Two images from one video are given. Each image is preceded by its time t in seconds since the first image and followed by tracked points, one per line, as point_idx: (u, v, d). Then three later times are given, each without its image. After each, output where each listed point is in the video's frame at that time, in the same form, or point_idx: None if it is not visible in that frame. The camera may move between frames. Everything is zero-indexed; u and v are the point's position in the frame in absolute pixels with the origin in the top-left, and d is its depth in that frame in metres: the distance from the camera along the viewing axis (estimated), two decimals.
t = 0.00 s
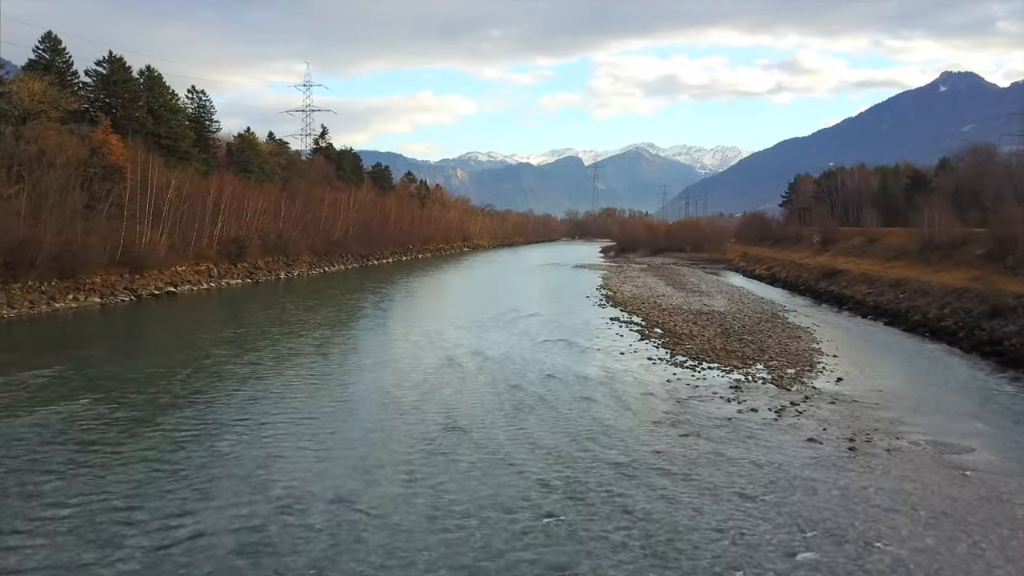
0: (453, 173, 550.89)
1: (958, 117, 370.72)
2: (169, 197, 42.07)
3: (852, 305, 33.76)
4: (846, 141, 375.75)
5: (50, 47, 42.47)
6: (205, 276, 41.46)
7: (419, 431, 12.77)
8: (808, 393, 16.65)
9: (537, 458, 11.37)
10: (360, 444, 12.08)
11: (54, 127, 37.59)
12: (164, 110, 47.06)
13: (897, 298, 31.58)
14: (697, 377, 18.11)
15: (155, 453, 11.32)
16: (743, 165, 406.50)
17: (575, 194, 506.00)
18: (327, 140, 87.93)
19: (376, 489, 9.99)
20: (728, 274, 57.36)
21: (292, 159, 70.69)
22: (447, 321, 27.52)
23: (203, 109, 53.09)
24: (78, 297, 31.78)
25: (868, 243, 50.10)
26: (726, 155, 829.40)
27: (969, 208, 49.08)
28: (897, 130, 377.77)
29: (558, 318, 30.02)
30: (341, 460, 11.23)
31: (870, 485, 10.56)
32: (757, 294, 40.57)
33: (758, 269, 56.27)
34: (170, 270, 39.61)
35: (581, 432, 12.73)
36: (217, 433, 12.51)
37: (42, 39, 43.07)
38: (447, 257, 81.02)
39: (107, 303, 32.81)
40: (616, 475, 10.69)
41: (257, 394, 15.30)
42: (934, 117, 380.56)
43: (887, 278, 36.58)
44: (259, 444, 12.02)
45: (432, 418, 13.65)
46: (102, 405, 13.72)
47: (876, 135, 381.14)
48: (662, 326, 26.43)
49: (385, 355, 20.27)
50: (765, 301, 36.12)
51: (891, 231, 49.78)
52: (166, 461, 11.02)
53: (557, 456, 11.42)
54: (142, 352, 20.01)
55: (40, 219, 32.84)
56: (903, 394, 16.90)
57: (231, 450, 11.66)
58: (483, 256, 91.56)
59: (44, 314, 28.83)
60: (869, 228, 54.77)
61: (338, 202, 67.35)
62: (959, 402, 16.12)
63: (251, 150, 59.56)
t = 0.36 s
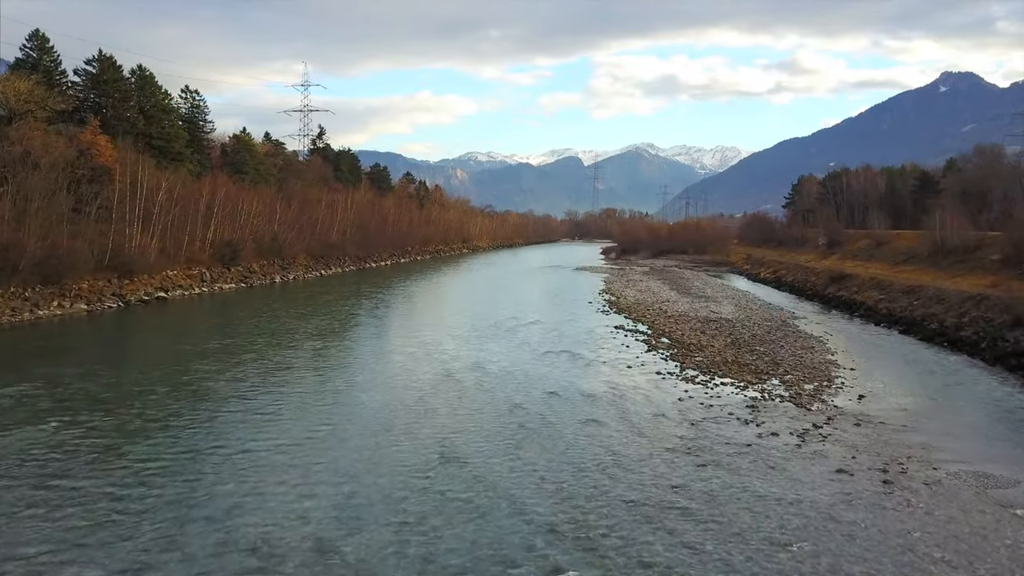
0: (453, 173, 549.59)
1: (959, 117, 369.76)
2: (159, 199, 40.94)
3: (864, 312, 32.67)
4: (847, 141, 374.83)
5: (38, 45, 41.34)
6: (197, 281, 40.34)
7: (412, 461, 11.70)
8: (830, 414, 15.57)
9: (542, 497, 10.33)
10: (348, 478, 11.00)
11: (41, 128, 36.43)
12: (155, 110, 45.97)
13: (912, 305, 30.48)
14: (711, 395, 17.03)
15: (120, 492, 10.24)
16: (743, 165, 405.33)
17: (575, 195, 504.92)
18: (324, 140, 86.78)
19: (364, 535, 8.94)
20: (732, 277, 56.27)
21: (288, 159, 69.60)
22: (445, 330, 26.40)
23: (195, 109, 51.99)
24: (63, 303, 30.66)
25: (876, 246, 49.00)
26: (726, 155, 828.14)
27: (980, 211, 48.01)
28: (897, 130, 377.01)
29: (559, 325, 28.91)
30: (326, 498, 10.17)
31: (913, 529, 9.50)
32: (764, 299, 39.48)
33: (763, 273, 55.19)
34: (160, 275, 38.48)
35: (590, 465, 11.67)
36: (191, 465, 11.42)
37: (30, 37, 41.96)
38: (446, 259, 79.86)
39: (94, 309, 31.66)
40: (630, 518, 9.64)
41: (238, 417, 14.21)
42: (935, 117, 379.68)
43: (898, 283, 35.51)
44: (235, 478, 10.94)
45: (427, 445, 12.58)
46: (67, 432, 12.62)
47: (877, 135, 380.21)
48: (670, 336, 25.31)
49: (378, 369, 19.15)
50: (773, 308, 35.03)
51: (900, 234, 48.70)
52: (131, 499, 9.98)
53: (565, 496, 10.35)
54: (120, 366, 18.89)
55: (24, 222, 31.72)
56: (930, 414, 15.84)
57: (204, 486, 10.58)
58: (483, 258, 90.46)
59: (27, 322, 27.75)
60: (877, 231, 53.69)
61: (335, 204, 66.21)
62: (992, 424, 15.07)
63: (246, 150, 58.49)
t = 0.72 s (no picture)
0: (452, 173, 548.69)
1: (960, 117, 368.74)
2: (149, 201, 39.84)
3: (877, 319, 31.61)
4: (847, 142, 373.86)
5: (25, 43, 40.24)
6: (189, 285, 39.29)
7: (403, 500, 10.61)
8: (856, 437, 14.48)
9: (547, 544, 9.26)
10: (331, 518, 9.93)
11: (26, 128, 35.30)
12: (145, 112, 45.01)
13: (927, 313, 29.38)
14: (725, 415, 15.98)
15: (76, 539, 9.17)
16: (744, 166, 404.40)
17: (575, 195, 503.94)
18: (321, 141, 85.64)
19: None
20: (737, 281, 55.25)
21: (285, 160, 68.57)
22: (442, 340, 25.26)
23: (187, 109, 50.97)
24: (46, 310, 29.56)
25: (884, 250, 47.95)
26: (726, 155, 827.59)
27: (990, 214, 46.98)
28: (897, 130, 377.36)
29: (561, 334, 27.81)
30: (305, 543, 9.12)
31: None
32: (771, 305, 38.43)
33: (768, 276, 54.20)
34: (151, 280, 37.43)
35: (600, 503, 10.60)
36: (158, 505, 10.31)
37: (17, 35, 40.89)
38: (445, 261, 78.73)
39: (79, 316, 30.61)
40: (647, 570, 8.58)
41: (215, 443, 13.13)
42: (936, 117, 378.53)
43: (910, 289, 34.43)
44: (206, 521, 9.81)
45: (421, 479, 11.48)
46: (26, 464, 11.55)
47: (877, 135, 379.32)
48: (678, 347, 24.18)
49: (371, 386, 18.01)
50: (782, 315, 33.92)
51: (909, 237, 47.63)
52: (86, 548, 8.91)
53: (575, 542, 9.30)
54: (95, 381, 17.79)
55: (7, 226, 30.63)
56: (962, 437, 14.76)
57: (171, 529, 9.51)
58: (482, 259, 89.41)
59: (8, 331, 26.71)
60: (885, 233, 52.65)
61: (331, 206, 65.08)
62: None
63: (241, 151, 57.42)
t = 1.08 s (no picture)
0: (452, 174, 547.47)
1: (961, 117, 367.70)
2: (139, 205, 38.70)
3: (891, 327, 30.49)
4: (848, 142, 372.81)
5: (11, 41, 39.10)
6: (181, 290, 38.14)
7: (393, 546, 9.52)
8: (886, 465, 13.38)
9: None
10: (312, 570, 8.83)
11: (10, 129, 34.15)
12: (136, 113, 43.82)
13: (944, 321, 28.26)
14: (743, 438, 14.88)
15: None
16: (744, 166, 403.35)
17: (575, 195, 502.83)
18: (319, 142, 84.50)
19: None
20: (742, 285, 54.10)
21: (281, 161, 67.45)
22: (440, 351, 24.10)
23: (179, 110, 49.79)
24: (29, 317, 28.42)
25: (893, 253, 46.83)
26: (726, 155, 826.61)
27: (1002, 217, 45.89)
28: (898, 130, 376.42)
29: (564, 344, 26.69)
30: None
31: None
32: (780, 311, 37.31)
33: (774, 279, 53.10)
34: (140, 285, 36.29)
35: (612, 551, 9.50)
36: (117, 554, 9.19)
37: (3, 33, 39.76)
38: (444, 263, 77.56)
39: (63, 324, 29.47)
40: None
41: (188, 476, 12.03)
42: (937, 117, 377.44)
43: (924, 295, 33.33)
44: None
45: (414, 519, 10.37)
46: None
47: (878, 135, 378.38)
48: (687, 359, 23.04)
49: (362, 405, 16.88)
50: (792, 322, 32.77)
51: (919, 240, 46.54)
52: None
53: None
54: (68, 401, 16.67)
55: None
56: (1000, 464, 13.66)
57: None
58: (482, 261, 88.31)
59: None
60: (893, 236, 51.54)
61: (328, 207, 63.94)
62: None
63: (236, 152, 56.26)
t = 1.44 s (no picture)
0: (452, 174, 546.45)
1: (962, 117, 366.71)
2: (128, 207, 37.60)
3: (906, 335, 29.38)
4: (849, 142, 371.80)
5: None
6: (171, 296, 37.02)
7: None
8: (922, 498, 12.25)
9: None
10: None
11: None
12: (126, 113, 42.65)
13: (962, 330, 27.18)
14: (763, 466, 13.78)
15: None
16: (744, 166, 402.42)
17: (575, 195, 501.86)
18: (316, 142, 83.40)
19: None
20: (747, 289, 53.00)
21: (277, 162, 66.35)
22: (438, 364, 22.96)
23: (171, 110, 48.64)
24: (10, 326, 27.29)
25: (903, 256, 45.74)
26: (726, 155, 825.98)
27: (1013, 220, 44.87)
28: (898, 130, 375.50)
29: (567, 355, 25.55)
30: None
31: None
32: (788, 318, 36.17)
33: (780, 283, 52.00)
34: (129, 291, 35.16)
35: None
36: None
37: None
38: (443, 266, 76.39)
39: (47, 332, 28.34)
40: None
41: (157, 514, 10.93)
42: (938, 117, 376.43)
43: (939, 302, 32.23)
44: None
45: (405, 568, 9.31)
46: None
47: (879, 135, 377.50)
48: (697, 373, 21.88)
49: (353, 426, 15.76)
50: (802, 330, 31.65)
51: (929, 243, 45.47)
52: None
53: None
54: (38, 422, 15.54)
55: None
56: None
57: None
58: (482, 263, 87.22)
59: None
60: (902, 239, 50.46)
61: (325, 209, 62.76)
62: None
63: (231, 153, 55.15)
